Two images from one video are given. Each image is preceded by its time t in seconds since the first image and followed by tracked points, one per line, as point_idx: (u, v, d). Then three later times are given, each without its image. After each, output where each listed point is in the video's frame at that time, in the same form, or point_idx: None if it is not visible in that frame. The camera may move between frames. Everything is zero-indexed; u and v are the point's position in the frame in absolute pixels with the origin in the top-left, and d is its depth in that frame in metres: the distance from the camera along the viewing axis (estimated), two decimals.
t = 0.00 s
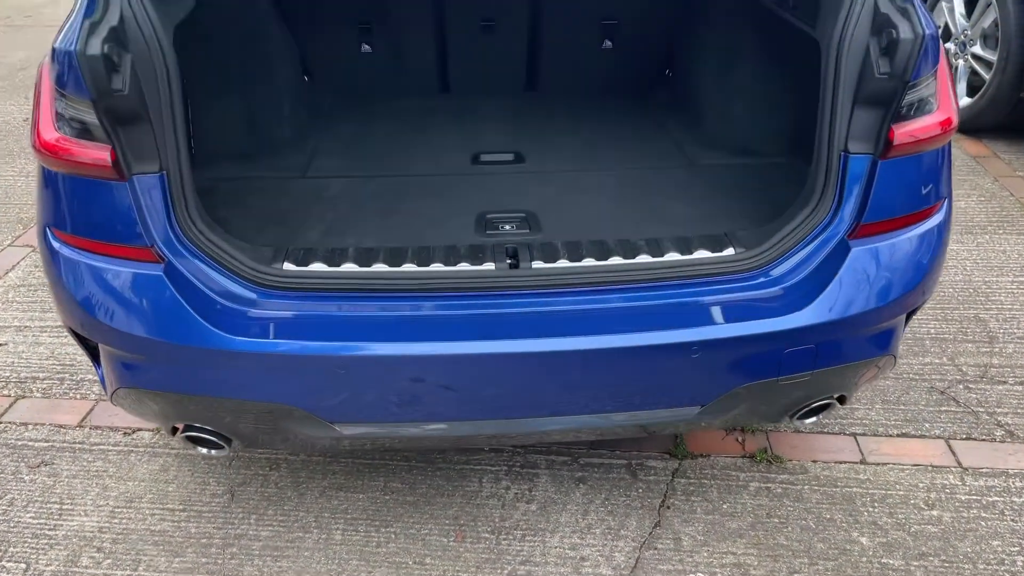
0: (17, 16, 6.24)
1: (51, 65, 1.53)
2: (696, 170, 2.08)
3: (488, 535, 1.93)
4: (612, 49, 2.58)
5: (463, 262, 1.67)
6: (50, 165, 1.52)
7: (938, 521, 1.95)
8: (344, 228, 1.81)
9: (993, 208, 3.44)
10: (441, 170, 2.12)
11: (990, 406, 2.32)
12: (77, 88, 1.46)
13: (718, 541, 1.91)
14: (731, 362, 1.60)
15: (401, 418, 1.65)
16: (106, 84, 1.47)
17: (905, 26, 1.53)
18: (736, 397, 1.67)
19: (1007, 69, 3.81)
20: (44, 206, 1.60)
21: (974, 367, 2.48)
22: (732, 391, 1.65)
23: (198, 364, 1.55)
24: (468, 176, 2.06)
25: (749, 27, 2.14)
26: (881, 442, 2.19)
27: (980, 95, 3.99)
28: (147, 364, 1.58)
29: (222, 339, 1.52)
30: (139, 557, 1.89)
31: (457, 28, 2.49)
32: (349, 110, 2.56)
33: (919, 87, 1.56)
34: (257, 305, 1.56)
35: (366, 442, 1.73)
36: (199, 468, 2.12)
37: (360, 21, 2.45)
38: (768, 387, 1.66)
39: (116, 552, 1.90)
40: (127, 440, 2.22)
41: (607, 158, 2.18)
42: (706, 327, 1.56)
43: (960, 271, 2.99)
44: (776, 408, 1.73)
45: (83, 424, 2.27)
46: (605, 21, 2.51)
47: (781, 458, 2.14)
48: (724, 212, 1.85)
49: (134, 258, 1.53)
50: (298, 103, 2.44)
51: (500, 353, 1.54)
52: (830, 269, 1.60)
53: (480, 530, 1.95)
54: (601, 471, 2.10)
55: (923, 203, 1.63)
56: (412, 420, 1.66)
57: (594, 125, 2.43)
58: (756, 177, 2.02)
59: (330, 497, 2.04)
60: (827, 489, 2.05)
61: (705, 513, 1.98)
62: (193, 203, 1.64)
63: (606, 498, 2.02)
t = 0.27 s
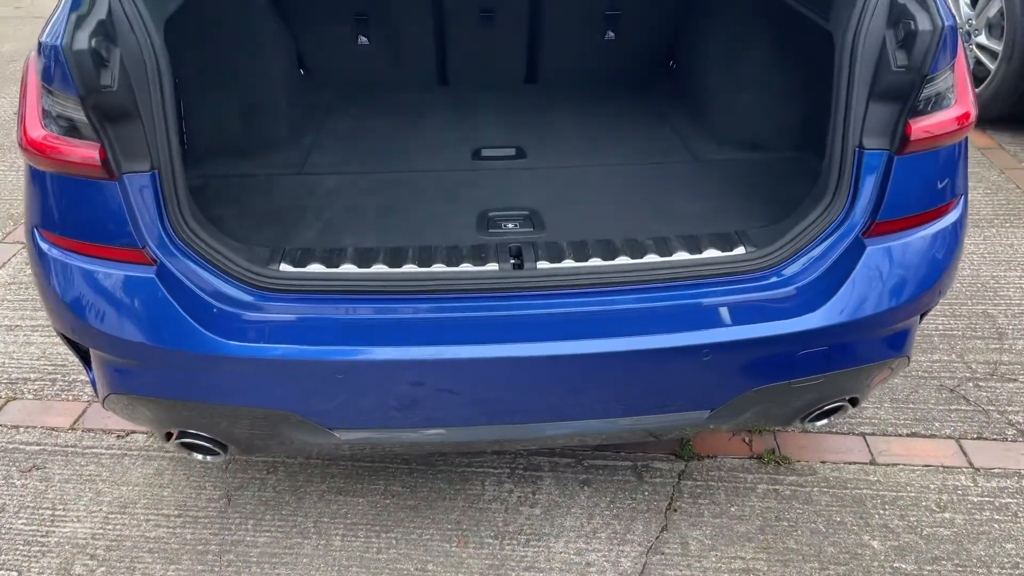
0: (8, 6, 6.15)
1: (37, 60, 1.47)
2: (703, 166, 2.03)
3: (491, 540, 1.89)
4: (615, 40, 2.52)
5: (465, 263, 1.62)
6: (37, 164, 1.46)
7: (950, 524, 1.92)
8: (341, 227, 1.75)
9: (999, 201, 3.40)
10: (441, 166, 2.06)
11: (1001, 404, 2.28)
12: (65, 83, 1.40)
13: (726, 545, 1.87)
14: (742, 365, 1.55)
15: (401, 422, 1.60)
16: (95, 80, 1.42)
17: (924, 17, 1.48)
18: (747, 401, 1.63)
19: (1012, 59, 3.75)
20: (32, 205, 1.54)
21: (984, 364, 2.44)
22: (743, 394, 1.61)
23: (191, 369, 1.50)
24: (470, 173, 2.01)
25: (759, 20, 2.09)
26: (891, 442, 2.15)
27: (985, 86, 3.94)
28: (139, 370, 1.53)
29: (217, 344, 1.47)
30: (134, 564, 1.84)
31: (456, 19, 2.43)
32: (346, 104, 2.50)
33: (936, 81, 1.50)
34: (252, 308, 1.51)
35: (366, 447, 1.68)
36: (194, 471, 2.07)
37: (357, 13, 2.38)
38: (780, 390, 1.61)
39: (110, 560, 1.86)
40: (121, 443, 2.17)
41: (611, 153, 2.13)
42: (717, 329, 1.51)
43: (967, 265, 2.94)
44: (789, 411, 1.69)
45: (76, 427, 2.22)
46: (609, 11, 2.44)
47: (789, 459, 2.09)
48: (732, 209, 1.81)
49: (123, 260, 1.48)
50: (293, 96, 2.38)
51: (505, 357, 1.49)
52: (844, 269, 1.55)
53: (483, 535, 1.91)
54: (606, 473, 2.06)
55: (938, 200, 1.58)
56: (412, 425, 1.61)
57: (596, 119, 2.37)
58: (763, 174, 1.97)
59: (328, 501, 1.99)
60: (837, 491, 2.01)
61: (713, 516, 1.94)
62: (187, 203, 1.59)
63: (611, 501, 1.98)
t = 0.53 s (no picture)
0: None
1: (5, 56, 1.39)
2: (703, 166, 1.96)
3: (485, 554, 1.83)
4: (613, 34, 2.45)
5: (455, 270, 1.55)
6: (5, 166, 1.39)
7: (959, 535, 1.86)
8: (327, 230, 1.68)
9: (1005, 197, 3.33)
10: (433, 166, 1.99)
11: (1010, 409, 2.22)
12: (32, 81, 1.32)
13: (729, 558, 1.81)
14: (745, 376, 1.49)
15: (392, 434, 1.53)
16: (64, 78, 1.33)
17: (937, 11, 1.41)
18: (752, 412, 1.56)
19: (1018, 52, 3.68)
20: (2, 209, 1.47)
21: (992, 367, 2.37)
22: (746, 406, 1.55)
23: (170, 382, 1.44)
24: (462, 173, 1.93)
25: (764, 13, 2.02)
26: (898, 449, 2.09)
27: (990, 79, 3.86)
28: (116, 383, 1.46)
29: (194, 357, 1.41)
30: None
31: (450, 12, 2.35)
32: (335, 101, 2.42)
33: (947, 78, 1.43)
34: (232, 317, 1.44)
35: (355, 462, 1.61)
36: (179, 482, 2.01)
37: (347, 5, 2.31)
38: (786, 402, 1.55)
39: None
40: (103, 452, 2.10)
41: (609, 151, 2.05)
42: (718, 337, 1.45)
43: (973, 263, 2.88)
44: (795, 422, 1.62)
45: (57, 435, 2.15)
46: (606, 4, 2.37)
47: (792, 467, 2.03)
48: (735, 211, 1.74)
49: (98, 267, 1.40)
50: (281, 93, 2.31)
51: (497, 369, 1.43)
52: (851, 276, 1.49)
53: (477, 548, 1.84)
54: (604, 482, 1.99)
55: (950, 202, 1.51)
56: (405, 437, 1.55)
57: (593, 116, 2.30)
58: (766, 174, 1.90)
59: (317, 513, 1.92)
60: (842, 501, 1.95)
61: (714, 528, 1.88)
62: (165, 208, 1.51)
63: (609, 512, 1.92)
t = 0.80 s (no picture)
0: None
1: None
2: (700, 176, 1.86)
3: None
4: (606, 35, 2.35)
5: (434, 292, 1.45)
6: None
7: (967, 565, 1.78)
8: (300, 248, 1.58)
9: (1010, 201, 3.24)
10: (416, 176, 1.89)
11: (1019, 428, 2.14)
12: None
13: None
14: (744, 406, 1.39)
15: (369, 468, 1.43)
16: (10, 91, 1.20)
17: (949, 17, 1.31)
18: (752, 443, 1.47)
19: None
20: None
21: (1000, 382, 2.28)
22: (745, 437, 1.45)
23: (130, 415, 1.33)
24: (446, 185, 1.84)
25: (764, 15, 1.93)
26: (902, 470, 2.00)
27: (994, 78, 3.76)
28: (72, 415, 1.36)
29: (154, 389, 1.30)
30: None
31: (436, 13, 2.25)
32: (317, 106, 2.33)
33: (960, 89, 1.34)
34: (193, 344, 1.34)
35: (331, 497, 1.51)
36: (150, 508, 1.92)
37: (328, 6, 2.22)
38: (788, 432, 1.46)
39: None
40: (72, 475, 2.01)
41: (602, 161, 1.96)
42: (718, 365, 1.35)
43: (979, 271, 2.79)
44: (798, 452, 1.53)
45: (25, 457, 2.06)
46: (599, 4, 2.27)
47: (793, 491, 1.94)
48: (733, 227, 1.64)
49: (51, 293, 1.30)
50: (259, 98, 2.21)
51: (481, 401, 1.32)
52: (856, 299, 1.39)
53: None
54: (596, 507, 1.90)
55: (960, 220, 1.42)
56: (388, 467, 1.44)
57: (585, 122, 2.20)
58: (766, 185, 1.81)
59: (294, 541, 1.84)
60: (844, 527, 1.86)
61: (711, 557, 1.79)
62: (125, 227, 1.41)
63: (601, 540, 1.83)
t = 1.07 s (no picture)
0: None
1: None
2: (695, 193, 1.79)
3: None
4: (600, 42, 2.28)
5: (413, 320, 1.38)
6: None
7: None
8: (275, 271, 1.51)
9: (1014, 211, 3.16)
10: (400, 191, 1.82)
11: None
12: None
13: None
14: (742, 442, 1.31)
15: (341, 505, 1.35)
16: None
17: (957, 31, 1.23)
18: (749, 479, 1.40)
19: None
20: None
21: (1005, 401, 2.21)
22: (742, 473, 1.38)
23: (90, 454, 1.25)
24: (431, 201, 1.77)
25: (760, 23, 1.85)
26: (904, 496, 1.93)
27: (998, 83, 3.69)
28: (27, 453, 1.28)
29: (113, 428, 1.21)
30: None
31: (423, 20, 2.18)
32: (301, 116, 2.25)
33: (969, 109, 1.26)
34: (153, 376, 1.26)
35: (306, 534, 1.44)
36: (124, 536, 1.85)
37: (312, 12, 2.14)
38: (787, 467, 1.38)
39: None
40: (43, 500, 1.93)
41: (593, 175, 1.89)
42: (717, 400, 1.26)
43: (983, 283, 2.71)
44: (797, 487, 1.46)
45: None
46: (591, 11, 2.20)
47: (791, 518, 1.87)
48: (728, 248, 1.57)
49: (7, 322, 1.22)
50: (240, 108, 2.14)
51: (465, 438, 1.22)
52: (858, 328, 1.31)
53: None
54: (587, 536, 1.83)
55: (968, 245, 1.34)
56: (370, 503, 1.35)
57: (577, 134, 2.13)
58: (763, 202, 1.74)
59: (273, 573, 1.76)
60: (845, 558, 1.79)
61: None
62: (86, 252, 1.33)
63: (591, 571, 1.76)
